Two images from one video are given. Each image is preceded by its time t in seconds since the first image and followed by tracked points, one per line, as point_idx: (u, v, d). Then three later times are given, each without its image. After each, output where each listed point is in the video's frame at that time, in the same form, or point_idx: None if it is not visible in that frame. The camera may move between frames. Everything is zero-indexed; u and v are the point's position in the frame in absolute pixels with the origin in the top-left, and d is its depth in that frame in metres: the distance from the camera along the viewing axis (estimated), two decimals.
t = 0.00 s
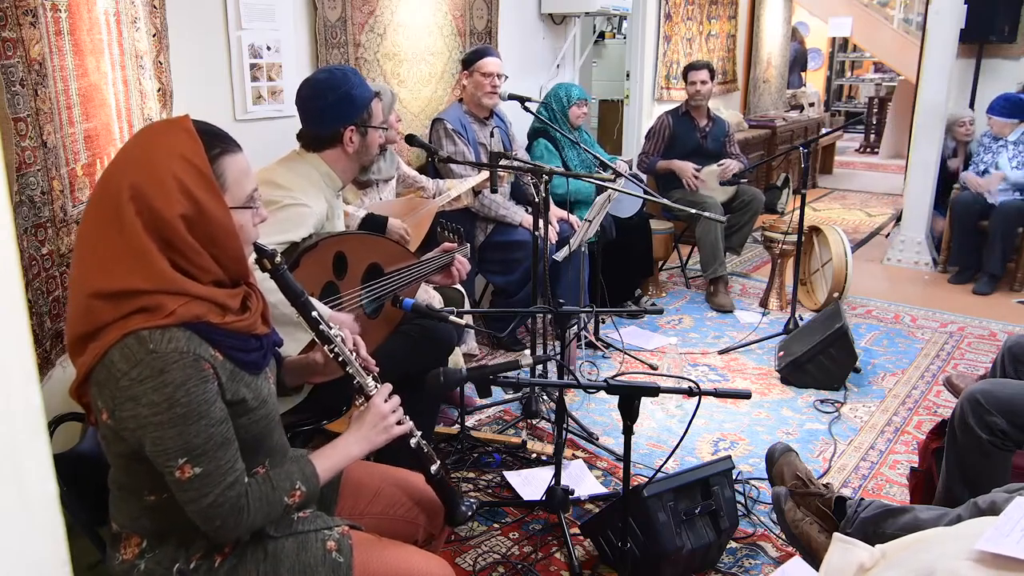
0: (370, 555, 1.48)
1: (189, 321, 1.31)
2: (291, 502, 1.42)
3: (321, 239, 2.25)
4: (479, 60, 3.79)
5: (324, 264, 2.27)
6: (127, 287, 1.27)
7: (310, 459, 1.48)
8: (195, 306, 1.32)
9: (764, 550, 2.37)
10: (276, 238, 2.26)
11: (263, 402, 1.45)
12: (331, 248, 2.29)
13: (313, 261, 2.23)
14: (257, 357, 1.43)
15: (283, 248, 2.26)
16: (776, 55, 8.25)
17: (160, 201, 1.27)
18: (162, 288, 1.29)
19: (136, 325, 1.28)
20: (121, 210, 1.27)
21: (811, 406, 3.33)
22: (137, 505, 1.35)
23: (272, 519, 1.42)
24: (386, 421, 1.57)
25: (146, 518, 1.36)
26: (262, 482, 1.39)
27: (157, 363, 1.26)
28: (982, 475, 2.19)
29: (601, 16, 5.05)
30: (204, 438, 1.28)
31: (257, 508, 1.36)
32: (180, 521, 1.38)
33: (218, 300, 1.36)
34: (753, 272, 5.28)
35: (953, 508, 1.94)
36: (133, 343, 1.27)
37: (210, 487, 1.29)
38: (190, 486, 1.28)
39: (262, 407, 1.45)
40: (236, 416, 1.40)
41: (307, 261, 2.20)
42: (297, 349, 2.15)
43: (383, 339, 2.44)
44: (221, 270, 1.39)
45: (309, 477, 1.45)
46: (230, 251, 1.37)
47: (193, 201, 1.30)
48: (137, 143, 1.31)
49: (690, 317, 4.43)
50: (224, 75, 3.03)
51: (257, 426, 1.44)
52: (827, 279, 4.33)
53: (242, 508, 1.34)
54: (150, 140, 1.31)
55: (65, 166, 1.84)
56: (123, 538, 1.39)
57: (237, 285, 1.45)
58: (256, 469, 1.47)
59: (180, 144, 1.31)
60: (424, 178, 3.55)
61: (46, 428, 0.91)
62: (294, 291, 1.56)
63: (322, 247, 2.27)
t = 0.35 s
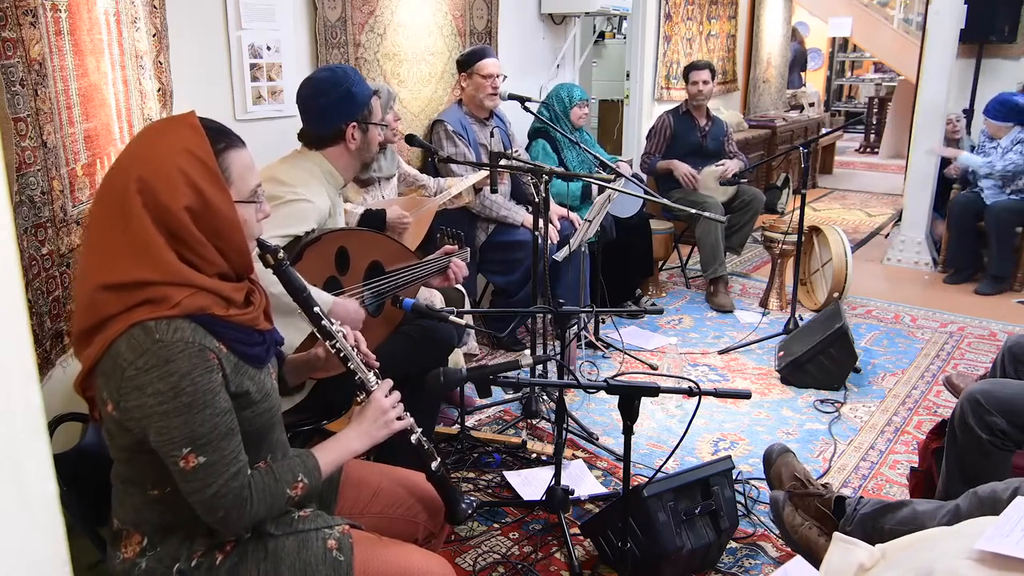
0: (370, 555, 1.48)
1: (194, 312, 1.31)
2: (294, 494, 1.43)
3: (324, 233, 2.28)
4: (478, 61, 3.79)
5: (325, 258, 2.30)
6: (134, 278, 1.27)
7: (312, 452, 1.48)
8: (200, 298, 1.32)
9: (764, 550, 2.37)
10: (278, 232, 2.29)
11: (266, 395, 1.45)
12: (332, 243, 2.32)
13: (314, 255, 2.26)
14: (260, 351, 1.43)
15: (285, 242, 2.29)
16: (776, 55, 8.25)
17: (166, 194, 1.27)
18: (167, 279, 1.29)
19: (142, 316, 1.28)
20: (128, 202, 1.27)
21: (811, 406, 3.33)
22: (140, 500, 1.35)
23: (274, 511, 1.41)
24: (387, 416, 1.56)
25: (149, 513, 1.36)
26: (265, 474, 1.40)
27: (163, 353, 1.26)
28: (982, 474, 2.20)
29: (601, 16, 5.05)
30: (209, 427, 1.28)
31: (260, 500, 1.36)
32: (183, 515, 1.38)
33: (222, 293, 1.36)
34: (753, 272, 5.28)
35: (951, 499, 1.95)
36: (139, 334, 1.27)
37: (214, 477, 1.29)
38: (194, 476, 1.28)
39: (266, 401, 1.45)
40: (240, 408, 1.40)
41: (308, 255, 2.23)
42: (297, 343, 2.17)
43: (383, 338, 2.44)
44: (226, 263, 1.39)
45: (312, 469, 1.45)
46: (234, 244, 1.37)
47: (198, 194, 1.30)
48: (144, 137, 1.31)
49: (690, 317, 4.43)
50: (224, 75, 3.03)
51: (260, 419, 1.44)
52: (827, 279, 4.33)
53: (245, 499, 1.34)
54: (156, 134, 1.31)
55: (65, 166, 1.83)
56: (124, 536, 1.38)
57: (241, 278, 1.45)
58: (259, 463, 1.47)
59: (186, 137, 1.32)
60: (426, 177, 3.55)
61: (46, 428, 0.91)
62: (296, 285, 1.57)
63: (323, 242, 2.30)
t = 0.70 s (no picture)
0: (371, 555, 1.47)
1: (204, 304, 1.31)
2: (298, 487, 1.42)
3: (332, 223, 2.30)
4: (478, 60, 3.79)
5: (332, 249, 2.31)
6: (145, 269, 1.28)
7: (315, 446, 1.48)
8: (209, 290, 1.32)
9: (764, 550, 2.37)
10: (286, 220, 2.29)
11: (271, 389, 1.45)
12: (339, 234, 2.33)
13: (321, 244, 2.27)
14: (266, 346, 1.43)
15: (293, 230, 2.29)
16: (776, 56, 8.25)
17: (178, 187, 1.28)
18: (177, 271, 1.29)
19: (153, 306, 1.28)
20: (140, 194, 1.28)
21: (811, 406, 3.33)
22: (145, 493, 1.36)
23: (277, 505, 1.41)
24: (389, 412, 1.57)
25: (154, 506, 1.36)
26: (269, 466, 1.39)
27: (172, 341, 1.27)
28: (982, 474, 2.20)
29: (601, 16, 5.05)
30: (216, 416, 1.28)
31: (264, 491, 1.36)
32: (186, 509, 1.38)
33: (231, 286, 1.37)
34: (753, 272, 5.29)
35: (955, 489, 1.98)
36: (149, 323, 1.27)
37: (219, 467, 1.29)
38: (200, 465, 1.28)
39: (271, 394, 1.45)
40: (245, 401, 1.40)
41: (315, 243, 2.25)
42: (296, 329, 2.16)
43: (384, 336, 2.44)
44: (234, 258, 1.40)
45: (315, 462, 1.45)
46: (243, 239, 1.38)
47: (210, 188, 1.31)
48: (158, 132, 1.33)
49: (690, 317, 4.43)
50: (224, 75, 3.03)
51: (265, 412, 1.44)
52: (827, 279, 4.33)
53: (249, 490, 1.34)
54: (169, 130, 1.33)
55: (65, 166, 1.83)
56: (125, 533, 1.38)
57: (248, 274, 1.45)
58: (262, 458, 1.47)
59: (199, 133, 1.33)
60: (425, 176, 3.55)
61: (46, 428, 0.91)
62: (300, 283, 1.55)
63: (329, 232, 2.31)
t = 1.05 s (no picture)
0: (371, 555, 1.47)
1: (214, 297, 1.32)
2: (298, 484, 1.42)
3: (334, 217, 2.30)
4: (478, 59, 3.79)
5: (333, 244, 2.31)
6: (158, 259, 1.29)
7: (317, 444, 1.47)
8: (220, 283, 1.33)
9: (764, 550, 2.37)
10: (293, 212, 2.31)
11: (277, 385, 1.45)
12: (341, 229, 2.32)
13: (321, 238, 2.27)
14: (274, 343, 1.43)
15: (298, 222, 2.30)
16: (776, 56, 8.25)
17: (195, 182, 1.30)
18: (190, 263, 1.30)
19: (163, 296, 1.28)
20: (158, 188, 1.29)
21: (811, 406, 3.33)
22: (148, 486, 1.36)
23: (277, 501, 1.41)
24: (391, 414, 1.56)
25: (157, 499, 1.36)
26: (270, 461, 1.39)
27: (182, 331, 1.27)
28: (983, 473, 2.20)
29: (601, 16, 5.05)
30: (222, 407, 1.28)
31: (265, 486, 1.36)
32: (188, 505, 1.38)
33: (241, 281, 1.37)
34: (753, 272, 5.29)
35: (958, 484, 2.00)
36: (160, 313, 1.28)
37: (222, 458, 1.30)
38: (204, 455, 1.28)
39: (277, 390, 1.45)
40: (251, 395, 1.40)
41: (316, 238, 2.25)
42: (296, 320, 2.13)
43: (385, 336, 2.44)
44: (246, 255, 1.40)
45: (316, 460, 1.44)
46: (256, 237, 1.39)
47: (225, 185, 1.32)
48: (178, 130, 1.34)
49: (690, 317, 4.43)
50: (224, 75, 3.03)
51: (270, 408, 1.44)
52: (827, 279, 4.33)
53: (250, 483, 1.34)
54: (189, 128, 1.34)
55: (65, 166, 1.83)
56: (126, 530, 1.38)
57: (259, 272, 1.46)
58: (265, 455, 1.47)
59: (218, 132, 1.35)
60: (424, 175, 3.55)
61: (46, 428, 0.91)
62: (309, 283, 1.56)
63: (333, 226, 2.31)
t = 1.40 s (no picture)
0: (371, 555, 1.47)
1: (222, 293, 1.32)
2: (294, 485, 1.41)
3: (332, 218, 2.27)
4: (478, 59, 3.79)
5: (331, 243, 2.28)
6: (169, 252, 1.29)
7: (315, 446, 1.46)
8: (229, 280, 1.33)
9: (764, 550, 2.37)
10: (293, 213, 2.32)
11: (281, 384, 1.45)
12: (339, 229, 2.30)
13: (320, 238, 2.24)
14: (279, 343, 1.43)
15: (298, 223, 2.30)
16: (776, 56, 8.24)
17: (211, 179, 1.30)
18: (200, 258, 1.30)
19: (171, 289, 1.29)
20: (174, 183, 1.30)
21: (811, 406, 3.33)
22: (148, 481, 1.36)
23: (275, 501, 1.41)
24: (391, 420, 1.55)
25: (157, 495, 1.36)
26: (268, 460, 1.39)
27: (189, 323, 1.28)
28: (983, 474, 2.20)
29: (601, 16, 5.05)
30: (222, 401, 1.29)
31: (259, 484, 1.36)
32: (189, 503, 1.38)
33: (251, 280, 1.37)
34: (753, 272, 5.29)
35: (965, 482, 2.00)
36: (168, 305, 1.28)
37: (218, 453, 1.30)
38: (202, 448, 1.29)
39: (280, 388, 1.44)
40: (253, 392, 1.40)
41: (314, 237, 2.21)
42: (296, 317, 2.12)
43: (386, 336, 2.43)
44: (257, 254, 1.40)
45: (313, 462, 1.43)
46: (269, 237, 1.39)
47: (240, 184, 1.32)
48: (199, 129, 1.35)
49: (690, 317, 4.43)
50: (224, 75, 3.03)
51: (272, 407, 1.44)
52: (827, 279, 4.33)
53: (245, 480, 1.34)
54: (210, 127, 1.35)
55: (65, 166, 1.83)
56: (127, 528, 1.38)
57: (270, 272, 1.46)
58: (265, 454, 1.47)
59: (238, 133, 1.35)
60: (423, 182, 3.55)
61: (46, 428, 0.91)
62: (318, 289, 1.58)
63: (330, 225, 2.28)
